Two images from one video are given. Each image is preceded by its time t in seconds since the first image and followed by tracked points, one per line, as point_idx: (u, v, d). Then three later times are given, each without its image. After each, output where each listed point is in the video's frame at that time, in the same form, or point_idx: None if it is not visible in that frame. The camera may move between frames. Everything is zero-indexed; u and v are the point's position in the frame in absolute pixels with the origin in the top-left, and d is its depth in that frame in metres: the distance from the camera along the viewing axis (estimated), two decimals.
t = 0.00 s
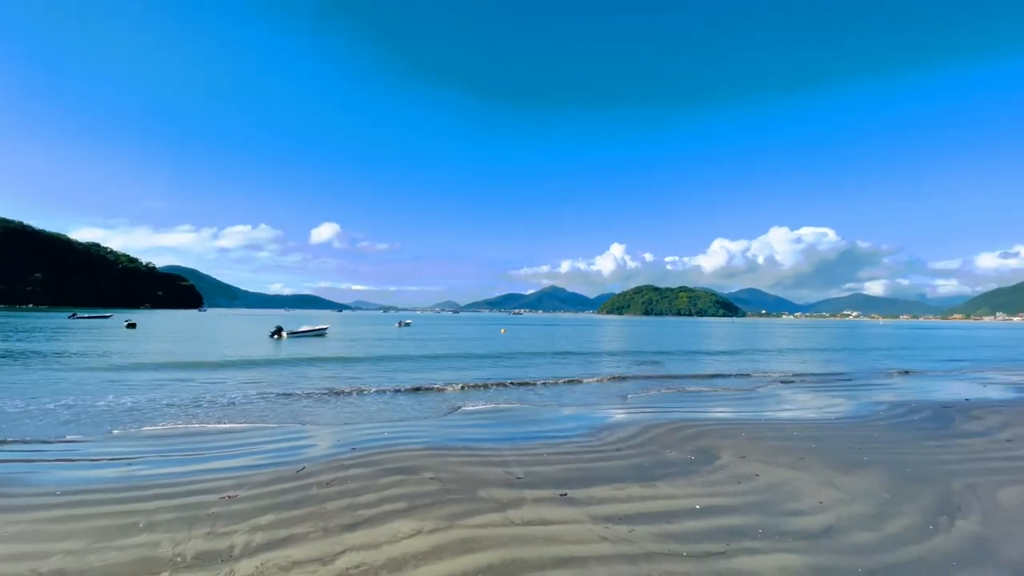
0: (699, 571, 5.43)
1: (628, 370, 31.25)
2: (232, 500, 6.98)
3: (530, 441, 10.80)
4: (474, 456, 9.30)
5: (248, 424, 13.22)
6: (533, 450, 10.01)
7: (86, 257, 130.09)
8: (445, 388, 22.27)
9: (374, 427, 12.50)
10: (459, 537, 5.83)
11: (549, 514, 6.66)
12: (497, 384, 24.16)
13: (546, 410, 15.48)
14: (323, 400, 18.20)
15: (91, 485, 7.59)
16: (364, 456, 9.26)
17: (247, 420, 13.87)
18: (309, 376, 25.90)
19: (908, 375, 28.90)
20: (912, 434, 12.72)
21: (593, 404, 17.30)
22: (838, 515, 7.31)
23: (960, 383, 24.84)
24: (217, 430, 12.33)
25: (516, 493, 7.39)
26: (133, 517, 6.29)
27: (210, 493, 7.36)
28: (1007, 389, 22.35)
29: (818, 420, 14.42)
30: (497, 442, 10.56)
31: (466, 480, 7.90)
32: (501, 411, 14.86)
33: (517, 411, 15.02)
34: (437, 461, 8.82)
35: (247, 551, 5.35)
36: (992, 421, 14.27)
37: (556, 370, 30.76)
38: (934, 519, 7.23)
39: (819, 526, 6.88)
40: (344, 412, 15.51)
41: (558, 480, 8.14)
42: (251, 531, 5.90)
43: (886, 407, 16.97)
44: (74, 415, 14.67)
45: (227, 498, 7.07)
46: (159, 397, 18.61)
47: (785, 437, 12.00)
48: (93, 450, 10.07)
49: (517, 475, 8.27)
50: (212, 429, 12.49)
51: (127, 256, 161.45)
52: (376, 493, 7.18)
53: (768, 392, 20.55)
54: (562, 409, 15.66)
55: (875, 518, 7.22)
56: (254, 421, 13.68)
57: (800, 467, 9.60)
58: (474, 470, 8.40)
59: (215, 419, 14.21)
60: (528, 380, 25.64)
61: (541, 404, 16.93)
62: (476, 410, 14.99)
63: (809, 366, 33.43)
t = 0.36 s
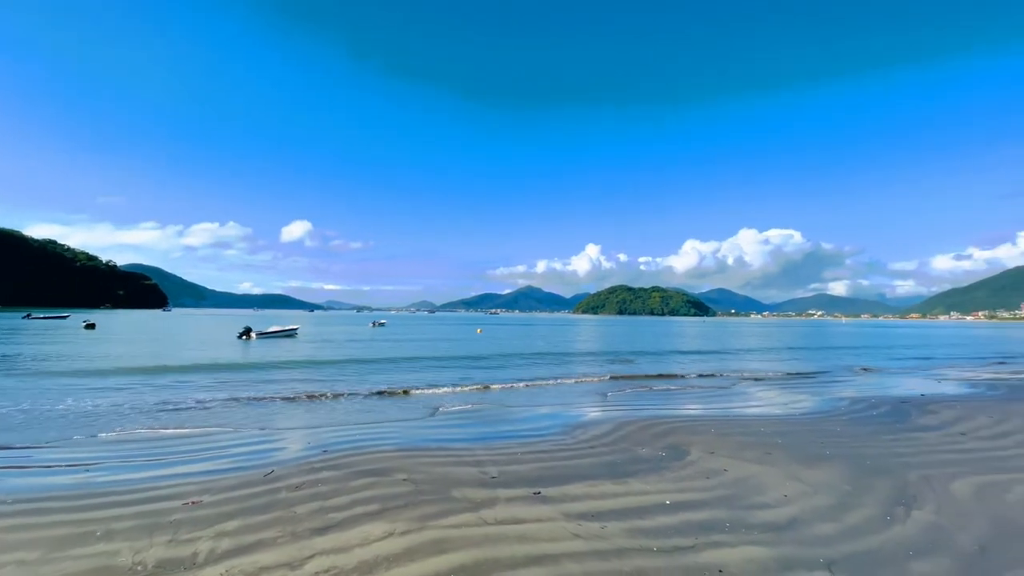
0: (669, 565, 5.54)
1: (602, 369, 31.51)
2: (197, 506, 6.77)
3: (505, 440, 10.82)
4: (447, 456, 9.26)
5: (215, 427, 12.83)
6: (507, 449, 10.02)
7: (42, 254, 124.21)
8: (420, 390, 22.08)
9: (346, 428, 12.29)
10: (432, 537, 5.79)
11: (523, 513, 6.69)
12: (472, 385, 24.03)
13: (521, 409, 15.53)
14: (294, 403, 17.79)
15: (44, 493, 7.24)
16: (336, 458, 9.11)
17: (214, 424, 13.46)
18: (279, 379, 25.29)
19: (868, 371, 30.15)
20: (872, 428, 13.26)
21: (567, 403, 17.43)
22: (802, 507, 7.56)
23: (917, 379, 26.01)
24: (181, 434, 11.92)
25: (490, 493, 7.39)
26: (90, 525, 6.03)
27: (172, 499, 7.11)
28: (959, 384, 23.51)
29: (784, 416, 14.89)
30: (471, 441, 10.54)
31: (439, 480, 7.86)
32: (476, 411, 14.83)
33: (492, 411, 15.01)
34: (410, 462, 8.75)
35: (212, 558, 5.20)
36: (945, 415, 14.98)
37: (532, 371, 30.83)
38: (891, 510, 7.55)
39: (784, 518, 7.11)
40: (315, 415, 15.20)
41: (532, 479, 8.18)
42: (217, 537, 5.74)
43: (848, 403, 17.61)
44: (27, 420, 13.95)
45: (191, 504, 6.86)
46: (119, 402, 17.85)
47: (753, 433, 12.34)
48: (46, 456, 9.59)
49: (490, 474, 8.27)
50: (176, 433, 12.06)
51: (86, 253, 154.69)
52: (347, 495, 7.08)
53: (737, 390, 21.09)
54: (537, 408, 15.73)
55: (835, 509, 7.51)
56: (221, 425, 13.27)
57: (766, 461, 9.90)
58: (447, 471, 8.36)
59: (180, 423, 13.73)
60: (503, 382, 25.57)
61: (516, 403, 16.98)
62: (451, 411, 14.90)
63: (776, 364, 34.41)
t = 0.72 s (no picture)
0: (643, 561, 5.62)
1: (582, 369, 31.71)
2: (165, 511, 6.60)
3: (483, 440, 10.81)
4: (424, 457, 9.20)
5: (186, 431, 12.48)
6: (484, 449, 10.02)
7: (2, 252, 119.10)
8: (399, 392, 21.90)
9: (322, 430, 12.10)
10: (408, 539, 5.76)
11: (500, 512, 6.70)
12: (452, 387, 23.89)
13: (499, 408, 15.52)
14: (268, 406, 17.42)
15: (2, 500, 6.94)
16: (310, 460, 8.97)
17: (185, 428, 13.10)
18: (253, 383, 24.71)
19: (838, 369, 30.99)
20: (840, 424, 13.68)
21: (546, 401, 17.50)
22: (771, 502, 7.76)
23: (882, 377, 26.89)
24: (149, 439, 11.53)
25: (467, 493, 7.38)
26: (50, 533, 5.82)
27: (139, 505, 6.90)
28: (922, 381, 24.45)
29: (756, 413, 15.24)
30: (448, 442, 10.50)
31: (416, 481, 7.82)
32: (454, 411, 14.75)
33: (470, 410, 14.96)
34: (387, 464, 8.67)
35: (180, 565, 5.07)
36: (909, 411, 15.56)
37: (512, 372, 30.83)
38: (857, 503, 7.81)
39: (754, 513, 7.29)
40: (290, 417, 14.95)
41: (509, 478, 8.20)
42: (186, 542, 5.60)
43: (817, 400, 18.11)
44: None
45: (159, 510, 6.67)
46: (83, 406, 17.21)
47: (726, 430, 12.61)
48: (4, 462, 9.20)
49: (468, 474, 8.26)
50: (143, 438, 11.66)
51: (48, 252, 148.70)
52: (321, 498, 6.98)
53: (713, 388, 21.46)
54: (517, 407, 15.74)
55: (804, 503, 7.73)
56: (192, 429, 12.91)
57: (738, 457, 10.12)
58: (424, 472, 8.32)
59: (149, 427, 13.29)
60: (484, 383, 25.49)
61: (495, 403, 16.94)
62: (429, 411, 14.80)
63: (751, 363, 35.17)
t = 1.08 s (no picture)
0: (618, 558, 5.69)
1: (562, 371, 31.89)
2: (131, 518, 6.41)
3: (461, 441, 10.80)
4: (401, 459, 9.14)
5: (155, 436, 12.12)
6: (462, 450, 10.01)
7: None
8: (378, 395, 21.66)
9: (297, 433, 11.90)
10: (383, 542, 5.72)
11: (476, 513, 6.69)
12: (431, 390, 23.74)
13: (478, 409, 15.50)
14: (242, 411, 17.04)
15: None
16: (284, 464, 8.82)
17: (154, 432, 12.74)
18: (227, 387, 24.12)
19: (809, 368, 31.84)
20: (810, 421, 14.07)
21: (525, 401, 17.55)
22: (743, 497, 7.95)
23: (851, 375, 27.72)
24: (115, 444, 11.16)
25: (443, 495, 7.36)
26: (8, 543, 5.59)
27: (103, 512, 6.69)
28: (888, 379, 25.33)
29: (730, 411, 15.57)
30: (426, 443, 10.46)
31: (392, 484, 7.76)
32: (433, 412, 14.68)
33: (449, 411, 14.89)
34: (363, 467, 8.59)
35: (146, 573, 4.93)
36: (875, 407, 16.09)
37: (492, 374, 30.82)
38: (824, 497, 8.06)
39: (726, 509, 7.45)
40: (265, 420, 14.66)
41: (486, 479, 8.20)
42: (152, 550, 5.45)
43: (789, 398, 18.59)
44: None
45: (125, 516, 6.48)
46: (43, 412, 16.52)
47: (701, 427, 12.85)
48: None
49: (445, 476, 8.23)
50: (109, 443, 11.28)
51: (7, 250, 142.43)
52: (295, 502, 6.87)
53: (689, 387, 21.83)
54: (496, 408, 15.74)
55: (774, 498, 7.93)
56: (162, 433, 12.55)
57: (712, 455, 10.33)
58: (401, 474, 8.26)
59: (115, 432, 12.87)
60: (464, 385, 25.40)
61: (475, 404, 16.91)
62: (408, 413, 14.69)
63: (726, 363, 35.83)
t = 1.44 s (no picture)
0: (600, 558, 5.72)
1: (547, 373, 31.87)
2: (103, 525, 6.24)
3: (444, 443, 10.76)
4: (383, 462, 9.07)
5: (129, 441, 11.79)
6: (445, 451, 9.96)
7: None
8: (360, 399, 21.40)
9: (276, 436, 11.67)
10: (363, 546, 5.67)
11: (458, 516, 6.66)
12: (415, 393, 23.51)
13: (461, 410, 15.43)
14: (220, 416, 16.66)
15: None
16: (263, 468, 8.68)
17: (128, 437, 12.39)
18: (204, 392, 23.53)
19: (788, 367, 32.42)
20: (787, 419, 14.35)
21: (508, 402, 17.53)
22: (723, 495, 8.08)
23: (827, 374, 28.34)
24: (87, 450, 10.82)
25: (425, 497, 7.32)
26: None
27: (74, 519, 6.49)
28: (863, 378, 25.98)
29: (711, 410, 15.78)
30: (408, 446, 10.40)
31: (373, 487, 7.69)
32: (416, 414, 14.57)
33: (432, 413, 14.79)
34: (344, 470, 8.50)
35: None
36: (850, 405, 16.50)
37: (477, 377, 30.74)
38: (801, 493, 8.24)
39: (705, 507, 7.56)
40: (243, 424, 14.35)
41: (468, 481, 8.17)
42: (124, 558, 5.31)
43: (767, 397, 18.91)
44: None
45: (96, 524, 6.31)
46: (9, 419, 15.93)
47: (682, 426, 13.00)
48: None
49: (427, 478, 8.19)
50: (80, 449, 10.93)
51: None
52: (274, 507, 6.77)
53: (672, 387, 22.05)
54: (479, 409, 15.66)
55: (753, 496, 8.07)
56: (135, 438, 12.21)
57: (692, 453, 10.45)
58: (383, 477, 8.19)
59: (86, 438, 12.45)
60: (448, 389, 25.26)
61: (459, 405, 16.83)
62: (390, 414, 14.54)
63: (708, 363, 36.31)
